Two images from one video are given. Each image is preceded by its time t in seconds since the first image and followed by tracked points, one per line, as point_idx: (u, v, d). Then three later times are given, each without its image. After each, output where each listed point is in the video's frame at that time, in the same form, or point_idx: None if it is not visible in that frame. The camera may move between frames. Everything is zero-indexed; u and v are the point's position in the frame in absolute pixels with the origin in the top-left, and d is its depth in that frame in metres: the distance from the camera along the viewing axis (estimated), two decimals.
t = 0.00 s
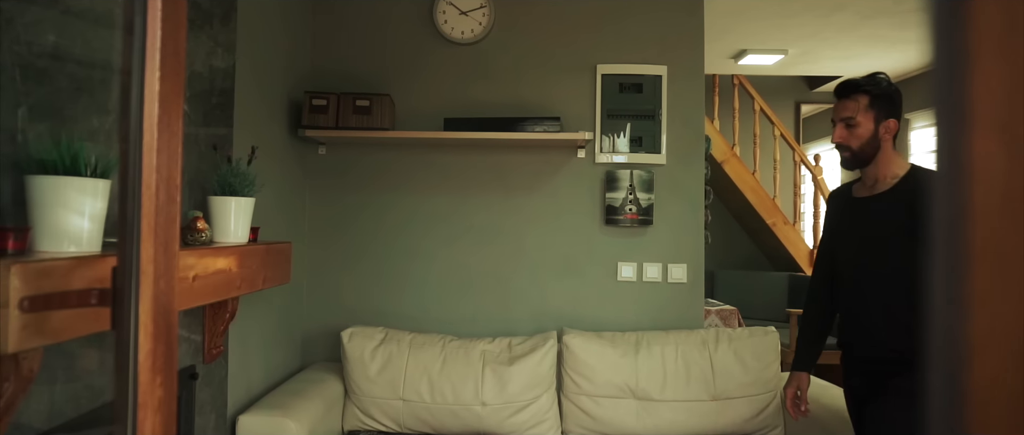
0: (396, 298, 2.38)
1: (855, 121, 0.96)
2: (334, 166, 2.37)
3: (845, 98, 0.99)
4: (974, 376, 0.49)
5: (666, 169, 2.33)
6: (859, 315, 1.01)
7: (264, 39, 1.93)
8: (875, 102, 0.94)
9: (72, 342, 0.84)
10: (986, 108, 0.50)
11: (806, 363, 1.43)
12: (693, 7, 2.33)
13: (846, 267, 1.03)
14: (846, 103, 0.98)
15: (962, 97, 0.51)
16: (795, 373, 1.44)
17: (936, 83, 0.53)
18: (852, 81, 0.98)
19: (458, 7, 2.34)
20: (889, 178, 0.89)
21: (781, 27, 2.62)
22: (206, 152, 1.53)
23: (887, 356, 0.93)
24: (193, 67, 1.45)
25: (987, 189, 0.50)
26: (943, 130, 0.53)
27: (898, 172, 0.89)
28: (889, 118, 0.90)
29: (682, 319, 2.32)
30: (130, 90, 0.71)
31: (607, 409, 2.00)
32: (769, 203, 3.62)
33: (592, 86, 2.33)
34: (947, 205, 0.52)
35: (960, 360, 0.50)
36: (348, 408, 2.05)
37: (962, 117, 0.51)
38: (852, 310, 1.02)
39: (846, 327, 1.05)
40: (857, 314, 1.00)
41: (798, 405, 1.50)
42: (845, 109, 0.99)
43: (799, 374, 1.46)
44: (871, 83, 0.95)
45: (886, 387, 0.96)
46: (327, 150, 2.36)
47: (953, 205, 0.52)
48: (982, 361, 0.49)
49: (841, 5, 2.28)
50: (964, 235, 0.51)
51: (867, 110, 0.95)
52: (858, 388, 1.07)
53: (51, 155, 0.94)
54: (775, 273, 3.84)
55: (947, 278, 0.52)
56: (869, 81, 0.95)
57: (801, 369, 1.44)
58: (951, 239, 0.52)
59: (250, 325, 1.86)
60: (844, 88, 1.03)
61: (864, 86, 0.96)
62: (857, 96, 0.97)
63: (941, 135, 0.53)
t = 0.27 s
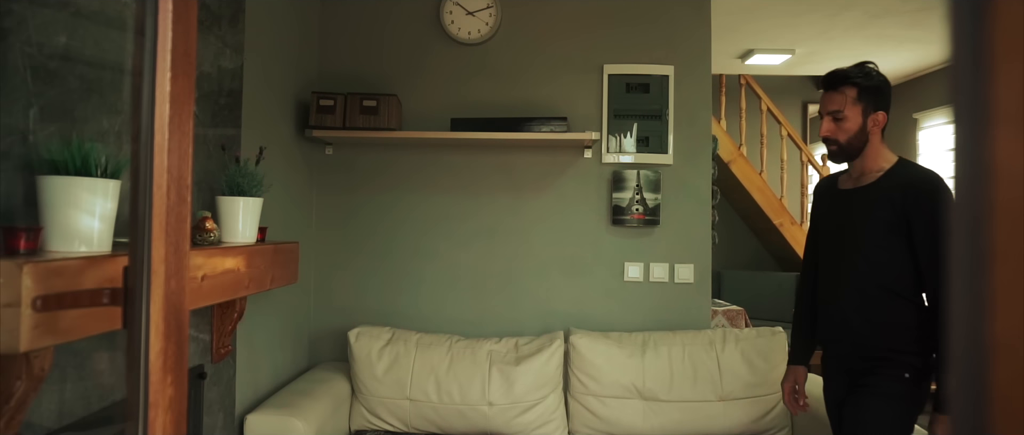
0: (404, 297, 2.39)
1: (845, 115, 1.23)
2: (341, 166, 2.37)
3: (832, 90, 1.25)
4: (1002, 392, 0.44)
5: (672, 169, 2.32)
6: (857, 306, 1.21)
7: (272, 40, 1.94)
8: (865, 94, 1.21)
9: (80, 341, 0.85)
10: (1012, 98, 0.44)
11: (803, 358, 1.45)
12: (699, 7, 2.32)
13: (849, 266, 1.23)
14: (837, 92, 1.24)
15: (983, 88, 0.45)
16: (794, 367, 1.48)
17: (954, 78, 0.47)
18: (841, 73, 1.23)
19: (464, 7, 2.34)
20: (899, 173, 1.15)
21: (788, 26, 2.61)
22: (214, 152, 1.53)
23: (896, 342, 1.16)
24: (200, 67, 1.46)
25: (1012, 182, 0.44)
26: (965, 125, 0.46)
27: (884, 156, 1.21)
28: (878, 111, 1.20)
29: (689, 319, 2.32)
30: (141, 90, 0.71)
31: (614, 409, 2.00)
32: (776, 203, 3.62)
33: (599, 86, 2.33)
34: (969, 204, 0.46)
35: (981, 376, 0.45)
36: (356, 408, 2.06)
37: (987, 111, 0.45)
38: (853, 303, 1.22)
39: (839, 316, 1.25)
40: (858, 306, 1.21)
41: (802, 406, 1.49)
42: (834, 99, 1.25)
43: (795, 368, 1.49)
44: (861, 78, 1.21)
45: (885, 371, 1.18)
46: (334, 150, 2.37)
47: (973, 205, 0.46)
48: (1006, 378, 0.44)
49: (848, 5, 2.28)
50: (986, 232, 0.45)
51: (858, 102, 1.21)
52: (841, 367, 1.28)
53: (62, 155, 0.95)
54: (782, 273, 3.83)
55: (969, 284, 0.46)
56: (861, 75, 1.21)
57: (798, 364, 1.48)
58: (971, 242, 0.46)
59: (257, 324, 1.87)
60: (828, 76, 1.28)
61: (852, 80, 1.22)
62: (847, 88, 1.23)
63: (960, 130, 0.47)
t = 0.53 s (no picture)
0: (411, 297, 2.39)
1: (831, 111, 1.19)
2: (348, 166, 2.38)
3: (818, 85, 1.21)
4: (1020, 373, 0.49)
5: (679, 169, 2.32)
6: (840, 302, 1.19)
7: (278, 40, 1.94)
8: (852, 89, 1.18)
9: (89, 340, 0.85)
10: None
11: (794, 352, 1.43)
12: (706, 6, 2.32)
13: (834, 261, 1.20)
14: (823, 88, 1.20)
15: (1005, 90, 0.50)
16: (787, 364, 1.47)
17: (975, 81, 0.52)
18: (827, 67, 1.19)
19: (470, 7, 2.34)
20: (883, 172, 1.14)
21: (795, 26, 2.60)
22: (221, 153, 1.54)
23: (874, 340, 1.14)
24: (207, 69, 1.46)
25: None
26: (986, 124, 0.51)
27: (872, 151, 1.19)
28: (865, 106, 1.18)
29: (696, 320, 2.32)
30: (152, 91, 0.72)
31: (621, 409, 2.00)
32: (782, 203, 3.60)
33: (605, 86, 2.33)
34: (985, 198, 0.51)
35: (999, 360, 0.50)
36: (363, 407, 2.06)
37: (1006, 112, 0.50)
38: (837, 299, 1.19)
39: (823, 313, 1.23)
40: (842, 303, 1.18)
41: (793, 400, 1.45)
42: (820, 95, 1.21)
43: (787, 365, 1.47)
44: (847, 72, 1.18)
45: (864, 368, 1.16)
46: (340, 151, 2.37)
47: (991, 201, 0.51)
48: None
49: (856, 5, 2.27)
50: (1004, 227, 0.50)
51: (846, 97, 1.18)
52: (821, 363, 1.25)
53: (72, 155, 0.95)
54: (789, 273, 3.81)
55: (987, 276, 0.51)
56: (847, 70, 1.17)
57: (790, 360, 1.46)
58: (994, 235, 0.51)
59: (264, 324, 1.87)
60: (812, 70, 1.24)
61: (839, 75, 1.18)
62: (834, 84, 1.19)
63: (980, 128, 0.51)
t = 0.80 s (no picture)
0: (419, 298, 2.40)
1: (818, 111, 1.18)
2: (356, 167, 2.39)
3: (804, 86, 1.20)
4: None
5: (687, 170, 2.32)
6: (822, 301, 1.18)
7: (288, 42, 1.95)
8: (839, 87, 1.17)
9: (102, 340, 0.86)
10: None
11: (788, 351, 1.41)
12: (714, 6, 2.31)
13: (817, 259, 1.20)
14: (809, 88, 1.19)
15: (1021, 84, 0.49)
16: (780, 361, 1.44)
17: (990, 83, 0.50)
18: (811, 67, 1.18)
19: (479, 8, 2.35)
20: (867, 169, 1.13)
21: (805, 26, 2.59)
22: (232, 155, 1.55)
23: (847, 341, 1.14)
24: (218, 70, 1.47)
25: None
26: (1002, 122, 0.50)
27: (861, 149, 1.18)
28: (853, 104, 1.17)
29: (705, 320, 2.31)
30: (166, 93, 0.72)
31: (629, 410, 2.00)
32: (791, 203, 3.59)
33: (613, 87, 2.33)
34: (1001, 197, 0.49)
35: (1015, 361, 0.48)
36: (371, 407, 2.07)
37: None
38: (822, 298, 1.19)
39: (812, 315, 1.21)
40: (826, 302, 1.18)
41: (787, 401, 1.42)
42: (806, 96, 1.20)
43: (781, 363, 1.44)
44: (833, 71, 1.16)
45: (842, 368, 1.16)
46: (349, 152, 2.38)
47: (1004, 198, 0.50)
48: None
49: (865, 4, 2.26)
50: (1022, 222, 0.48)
51: (833, 97, 1.17)
52: (811, 365, 1.23)
53: (86, 157, 0.96)
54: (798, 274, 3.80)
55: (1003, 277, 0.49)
56: (833, 69, 1.16)
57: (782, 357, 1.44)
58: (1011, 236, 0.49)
59: (275, 324, 1.88)
60: (795, 71, 1.22)
61: (824, 74, 1.17)
62: (820, 84, 1.18)
63: (997, 128, 0.50)
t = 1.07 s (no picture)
0: (431, 298, 2.41)
1: (808, 114, 1.17)
2: (368, 169, 2.40)
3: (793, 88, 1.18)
4: None
5: (699, 170, 2.31)
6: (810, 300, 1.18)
7: (301, 44, 1.97)
8: (827, 88, 1.15)
9: (119, 341, 0.87)
10: None
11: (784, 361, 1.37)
12: (725, 5, 2.31)
13: (807, 260, 1.20)
14: (798, 91, 1.17)
15: None
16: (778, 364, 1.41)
17: (1000, 77, 0.49)
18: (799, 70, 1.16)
19: (490, 10, 2.36)
20: (853, 167, 1.11)
21: (817, 25, 2.58)
22: (246, 156, 1.56)
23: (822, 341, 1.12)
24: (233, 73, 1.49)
25: None
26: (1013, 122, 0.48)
27: (852, 147, 1.17)
28: (842, 104, 1.15)
29: (717, 321, 2.31)
30: (183, 98, 0.73)
31: (641, 411, 2.00)
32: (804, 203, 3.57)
33: (624, 88, 2.33)
34: (1009, 197, 0.48)
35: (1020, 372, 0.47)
36: (384, 408, 2.08)
37: None
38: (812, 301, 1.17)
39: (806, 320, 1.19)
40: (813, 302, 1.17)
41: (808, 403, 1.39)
42: (795, 98, 1.18)
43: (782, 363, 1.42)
44: (820, 72, 1.15)
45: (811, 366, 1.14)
46: (361, 153, 2.39)
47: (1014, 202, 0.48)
48: None
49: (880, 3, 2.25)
50: None
51: (822, 99, 1.15)
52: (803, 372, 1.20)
53: (103, 160, 0.97)
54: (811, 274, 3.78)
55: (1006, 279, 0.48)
56: (821, 70, 1.15)
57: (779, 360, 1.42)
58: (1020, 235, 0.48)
59: (288, 324, 1.90)
60: (783, 74, 1.20)
61: (812, 76, 1.15)
62: (808, 86, 1.16)
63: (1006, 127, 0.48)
